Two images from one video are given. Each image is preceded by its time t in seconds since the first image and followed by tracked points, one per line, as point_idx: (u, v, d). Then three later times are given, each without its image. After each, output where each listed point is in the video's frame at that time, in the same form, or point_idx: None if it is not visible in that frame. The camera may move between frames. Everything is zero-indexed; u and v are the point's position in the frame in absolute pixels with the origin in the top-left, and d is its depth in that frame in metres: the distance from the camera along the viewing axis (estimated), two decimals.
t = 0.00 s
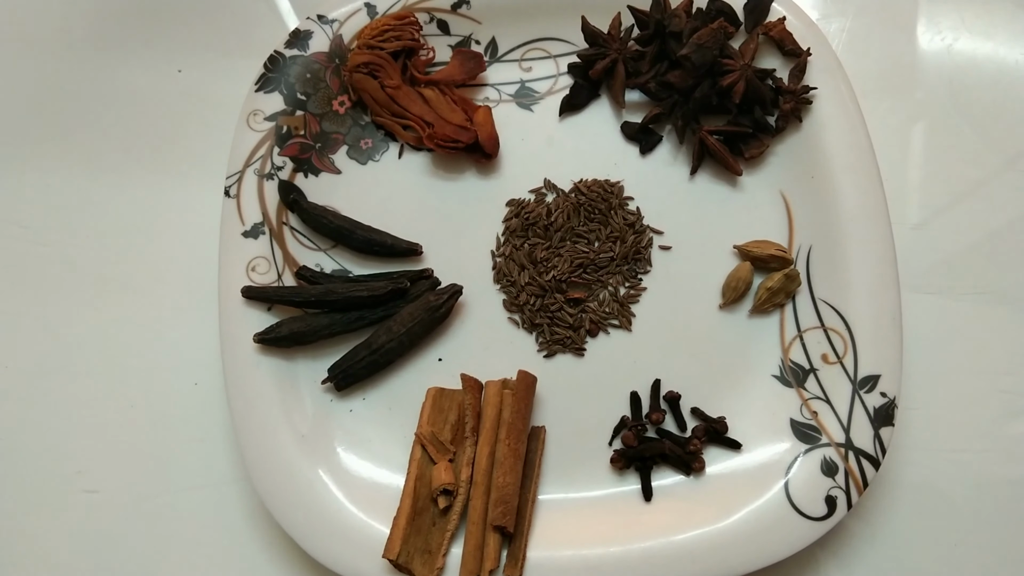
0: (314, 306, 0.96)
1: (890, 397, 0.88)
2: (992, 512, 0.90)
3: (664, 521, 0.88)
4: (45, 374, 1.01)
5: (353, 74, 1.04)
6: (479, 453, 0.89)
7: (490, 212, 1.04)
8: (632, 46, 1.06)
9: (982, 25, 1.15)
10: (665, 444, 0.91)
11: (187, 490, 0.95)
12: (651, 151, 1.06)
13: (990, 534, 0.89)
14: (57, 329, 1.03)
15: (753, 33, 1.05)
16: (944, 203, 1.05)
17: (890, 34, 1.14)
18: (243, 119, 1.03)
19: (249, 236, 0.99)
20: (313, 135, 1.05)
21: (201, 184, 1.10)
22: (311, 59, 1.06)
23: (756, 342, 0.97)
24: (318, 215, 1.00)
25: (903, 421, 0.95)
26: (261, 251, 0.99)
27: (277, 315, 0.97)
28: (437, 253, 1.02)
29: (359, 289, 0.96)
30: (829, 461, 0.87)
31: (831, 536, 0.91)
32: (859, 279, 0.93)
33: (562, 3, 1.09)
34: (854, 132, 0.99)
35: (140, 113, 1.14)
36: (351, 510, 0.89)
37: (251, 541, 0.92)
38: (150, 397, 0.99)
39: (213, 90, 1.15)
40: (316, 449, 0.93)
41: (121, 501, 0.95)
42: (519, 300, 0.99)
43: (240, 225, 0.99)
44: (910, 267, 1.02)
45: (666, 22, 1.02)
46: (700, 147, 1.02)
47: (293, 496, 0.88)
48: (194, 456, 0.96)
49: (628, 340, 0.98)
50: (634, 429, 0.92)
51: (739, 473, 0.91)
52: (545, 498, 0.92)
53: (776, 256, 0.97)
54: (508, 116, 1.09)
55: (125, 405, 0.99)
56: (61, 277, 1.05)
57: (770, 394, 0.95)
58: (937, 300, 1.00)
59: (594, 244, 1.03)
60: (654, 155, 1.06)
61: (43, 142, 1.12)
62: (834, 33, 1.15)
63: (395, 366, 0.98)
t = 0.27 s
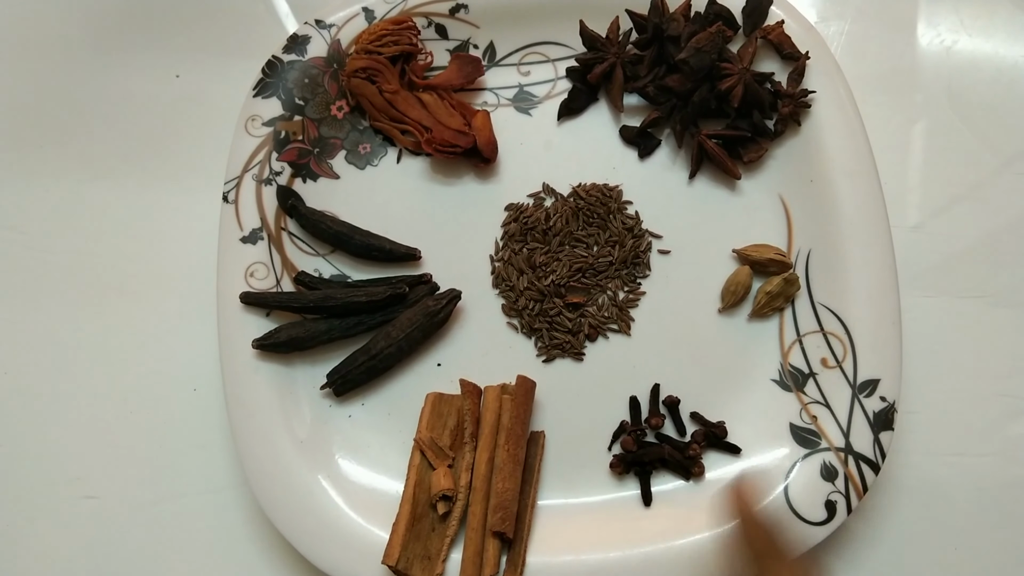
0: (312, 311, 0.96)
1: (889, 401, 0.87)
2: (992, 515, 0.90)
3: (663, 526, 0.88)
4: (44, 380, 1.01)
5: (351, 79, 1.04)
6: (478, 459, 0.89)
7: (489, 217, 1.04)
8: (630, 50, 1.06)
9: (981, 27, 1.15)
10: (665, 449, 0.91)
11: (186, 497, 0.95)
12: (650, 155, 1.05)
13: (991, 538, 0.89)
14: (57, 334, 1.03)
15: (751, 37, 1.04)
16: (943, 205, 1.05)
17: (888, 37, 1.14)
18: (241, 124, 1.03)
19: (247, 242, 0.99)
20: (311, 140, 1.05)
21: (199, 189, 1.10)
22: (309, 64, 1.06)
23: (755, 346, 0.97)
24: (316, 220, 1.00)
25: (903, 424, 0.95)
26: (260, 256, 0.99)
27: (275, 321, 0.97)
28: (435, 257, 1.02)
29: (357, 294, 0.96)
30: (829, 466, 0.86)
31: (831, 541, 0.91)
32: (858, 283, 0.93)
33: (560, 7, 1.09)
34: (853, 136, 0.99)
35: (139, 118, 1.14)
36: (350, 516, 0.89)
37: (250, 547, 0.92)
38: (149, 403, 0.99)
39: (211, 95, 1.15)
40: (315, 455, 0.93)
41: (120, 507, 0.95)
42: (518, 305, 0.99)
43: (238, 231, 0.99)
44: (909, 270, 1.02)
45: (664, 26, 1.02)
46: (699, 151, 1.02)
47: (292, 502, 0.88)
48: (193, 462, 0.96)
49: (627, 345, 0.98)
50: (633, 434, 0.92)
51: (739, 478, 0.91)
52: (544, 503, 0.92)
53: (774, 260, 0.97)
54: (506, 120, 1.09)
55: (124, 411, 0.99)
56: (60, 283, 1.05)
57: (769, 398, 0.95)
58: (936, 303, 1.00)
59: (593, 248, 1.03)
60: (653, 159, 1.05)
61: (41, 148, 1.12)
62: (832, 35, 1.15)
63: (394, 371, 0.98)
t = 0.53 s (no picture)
0: (312, 312, 0.96)
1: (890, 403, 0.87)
2: (993, 516, 0.90)
3: (664, 527, 0.88)
4: (44, 381, 1.01)
5: (351, 80, 1.04)
6: (478, 459, 0.89)
7: (489, 217, 1.04)
8: (630, 51, 1.06)
9: (982, 27, 1.14)
10: (665, 449, 0.91)
11: (186, 497, 0.95)
12: (650, 155, 1.05)
13: (991, 539, 0.89)
14: (56, 335, 1.03)
15: (752, 37, 1.04)
16: (944, 205, 1.05)
17: (889, 37, 1.14)
18: (241, 125, 1.03)
19: (247, 242, 0.99)
20: (311, 140, 1.05)
21: (199, 190, 1.10)
22: (309, 65, 1.06)
23: (756, 346, 0.97)
24: (316, 221, 1.00)
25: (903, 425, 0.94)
26: (260, 257, 0.99)
27: (275, 321, 0.97)
28: (435, 258, 1.02)
29: (358, 295, 0.96)
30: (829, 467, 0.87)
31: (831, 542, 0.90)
32: (859, 284, 0.93)
33: (560, 7, 1.09)
34: (854, 137, 0.99)
35: (139, 119, 1.14)
36: (350, 517, 0.89)
37: (250, 547, 0.92)
38: (148, 403, 0.99)
39: (211, 96, 1.15)
40: (315, 455, 0.93)
41: (119, 508, 0.94)
42: (518, 305, 0.99)
43: (238, 231, 0.99)
44: (910, 270, 1.02)
45: (665, 27, 1.02)
46: (699, 151, 1.02)
47: (292, 503, 0.88)
48: (193, 463, 0.96)
49: (628, 345, 0.97)
50: (633, 435, 0.92)
51: (739, 480, 0.90)
52: (545, 504, 0.92)
53: (775, 261, 0.97)
54: (506, 120, 1.08)
55: (124, 412, 0.99)
56: (59, 284, 1.05)
57: (770, 399, 0.94)
58: (937, 303, 1.00)
59: (594, 249, 1.03)
60: (653, 159, 1.05)
61: (42, 148, 1.12)
62: (833, 35, 1.14)
63: (394, 372, 0.98)
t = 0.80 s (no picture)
0: (311, 313, 0.96)
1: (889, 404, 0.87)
2: (991, 517, 0.90)
3: (662, 528, 0.88)
4: (43, 382, 1.01)
5: (350, 81, 1.04)
6: (477, 461, 0.89)
7: (488, 218, 1.04)
8: (629, 52, 1.06)
9: (981, 27, 1.14)
10: (664, 450, 0.91)
11: (185, 498, 0.95)
12: (650, 156, 1.05)
13: (990, 539, 0.89)
14: (55, 336, 1.03)
15: (751, 38, 1.04)
16: (943, 206, 1.05)
17: (888, 38, 1.14)
18: (240, 126, 1.03)
19: (246, 244, 0.99)
20: (310, 141, 1.05)
21: (198, 191, 1.10)
22: (308, 66, 1.06)
23: (755, 347, 0.97)
24: (315, 222, 1.00)
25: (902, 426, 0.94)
26: (259, 258, 0.99)
27: (274, 323, 0.97)
28: (434, 259, 1.02)
29: (357, 296, 0.96)
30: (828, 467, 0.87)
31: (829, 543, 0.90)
32: (857, 285, 0.93)
33: (559, 8, 1.09)
34: (853, 138, 0.99)
35: (138, 120, 1.14)
36: (350, 518, 0.89)
37: (249, 548, 0.92)
38: (148, 404, 0.99)
39: (210, 97, 1.15)
40: (314, 456, 0.93)
41: (118, 509, 0.95)
42: (517, 306, 0.99)
43: (237, 233, 0.99)
44: (909, 271, 1.02)
45: (664, 28, 1.02)
46: (698, 152, 1.02)
47: (291, 504, 0.88)
48: (192, 464, 0.96)
49: (626, 346, 0.97)
50: (632, 436, 0.92)
51: (738, 481, 0.90)
52: (544, 505, 0.92)
53: (774, 262, 0.97)
54: (505, 121, 1.08)
55: (122, 413, 0.99)
56: (58, 285, 1.05)
57: (769, 400, 0.94)
58: (936, 304, 1.00)
59: (593, 250, 1.03)
60: (653, 160, 1.05)
61: (41, 149, 1.12)
62: (832, 36, 1.14)
63: (393, 373, 0.98)
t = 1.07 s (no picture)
0: (313, 316, 0.96)
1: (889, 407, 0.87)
2: (992, 520, 0.90)
3: (663, 531, 0.88)
4: (46, 385, 1.01)
5: (351, 85, 1.05)
6: (478, 464, 0.89)
7: (489, 222, 1.04)
8: (630, 56, 1.06)
9: (982, 31, 1.15)
10: (665, 453, 0.91)
11: (187, 501, 0.95)
12: (650, 160, 1.06)
13: (991, 542, 0.89)
14: (58, 339, 1.03)
15: (751, 42, 1.05)
16: (944, 209, 1.05)
17: (888, 41, 1.14)
18: (242, 130, 1.03)
19: (248, 247, 0.99)
20: (312, 145, 1.06)
21: (200, 194, 1.10)
22: (310, 70, 1.07)
23: (755, 351, 0.97)
24: (317, 225, 1.00)
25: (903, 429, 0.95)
26: (261, 262, 0.99)
27: (276, 326, 0.97)
28: (436, 263, 1.02)
29: (359, 299, 0.97)
30: (828, 471, 0.87)
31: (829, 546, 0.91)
32: (858, 288, 0.93)
33: (560, 12, 1.10)
34: (853, 141, 0.99)
35: (141, 123, 1.14)
36: (351, 521, 0.89)
37: (251, 551, 0.93)
38: (150, 407, 1.00)
39: (213, 101, 1.16)
40: (316, 459, 0.94)
41: (121, 512, 0.95)
42: (518, 310, 0.99)
43: (240, 236, 0.99)
44: (909, 274, 1.02)
45: (664, 32, 1.03)
46: (699, 156, 1.03)
47: (293, 507, 0.89)
48: (194, 467, 0.97)
49: (627, 349, 0.98)
50: (633, 439, 0.92)
51: (739, 484, 0.91)
52: (545, 508, 0.92)
53: (774, 266, 0.97)
54: (507, 125, 1.09)
55: (125, 416, 0.99)
56: (62, 288, 1.06)
57: (769, 403, 0.95)
58: (936, 308, 1.00)
59: (594, 253, 1.04)
60: (653, 164, 1.06)
61: (44, 153, 1.13)
62: (833, 40, 1.15)
63: (395, 376, 0.98)
